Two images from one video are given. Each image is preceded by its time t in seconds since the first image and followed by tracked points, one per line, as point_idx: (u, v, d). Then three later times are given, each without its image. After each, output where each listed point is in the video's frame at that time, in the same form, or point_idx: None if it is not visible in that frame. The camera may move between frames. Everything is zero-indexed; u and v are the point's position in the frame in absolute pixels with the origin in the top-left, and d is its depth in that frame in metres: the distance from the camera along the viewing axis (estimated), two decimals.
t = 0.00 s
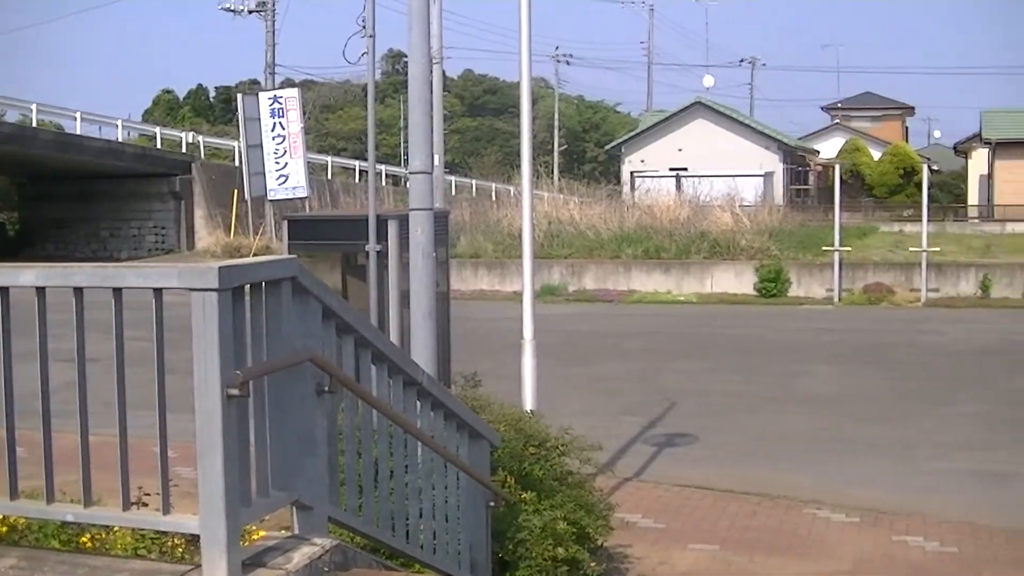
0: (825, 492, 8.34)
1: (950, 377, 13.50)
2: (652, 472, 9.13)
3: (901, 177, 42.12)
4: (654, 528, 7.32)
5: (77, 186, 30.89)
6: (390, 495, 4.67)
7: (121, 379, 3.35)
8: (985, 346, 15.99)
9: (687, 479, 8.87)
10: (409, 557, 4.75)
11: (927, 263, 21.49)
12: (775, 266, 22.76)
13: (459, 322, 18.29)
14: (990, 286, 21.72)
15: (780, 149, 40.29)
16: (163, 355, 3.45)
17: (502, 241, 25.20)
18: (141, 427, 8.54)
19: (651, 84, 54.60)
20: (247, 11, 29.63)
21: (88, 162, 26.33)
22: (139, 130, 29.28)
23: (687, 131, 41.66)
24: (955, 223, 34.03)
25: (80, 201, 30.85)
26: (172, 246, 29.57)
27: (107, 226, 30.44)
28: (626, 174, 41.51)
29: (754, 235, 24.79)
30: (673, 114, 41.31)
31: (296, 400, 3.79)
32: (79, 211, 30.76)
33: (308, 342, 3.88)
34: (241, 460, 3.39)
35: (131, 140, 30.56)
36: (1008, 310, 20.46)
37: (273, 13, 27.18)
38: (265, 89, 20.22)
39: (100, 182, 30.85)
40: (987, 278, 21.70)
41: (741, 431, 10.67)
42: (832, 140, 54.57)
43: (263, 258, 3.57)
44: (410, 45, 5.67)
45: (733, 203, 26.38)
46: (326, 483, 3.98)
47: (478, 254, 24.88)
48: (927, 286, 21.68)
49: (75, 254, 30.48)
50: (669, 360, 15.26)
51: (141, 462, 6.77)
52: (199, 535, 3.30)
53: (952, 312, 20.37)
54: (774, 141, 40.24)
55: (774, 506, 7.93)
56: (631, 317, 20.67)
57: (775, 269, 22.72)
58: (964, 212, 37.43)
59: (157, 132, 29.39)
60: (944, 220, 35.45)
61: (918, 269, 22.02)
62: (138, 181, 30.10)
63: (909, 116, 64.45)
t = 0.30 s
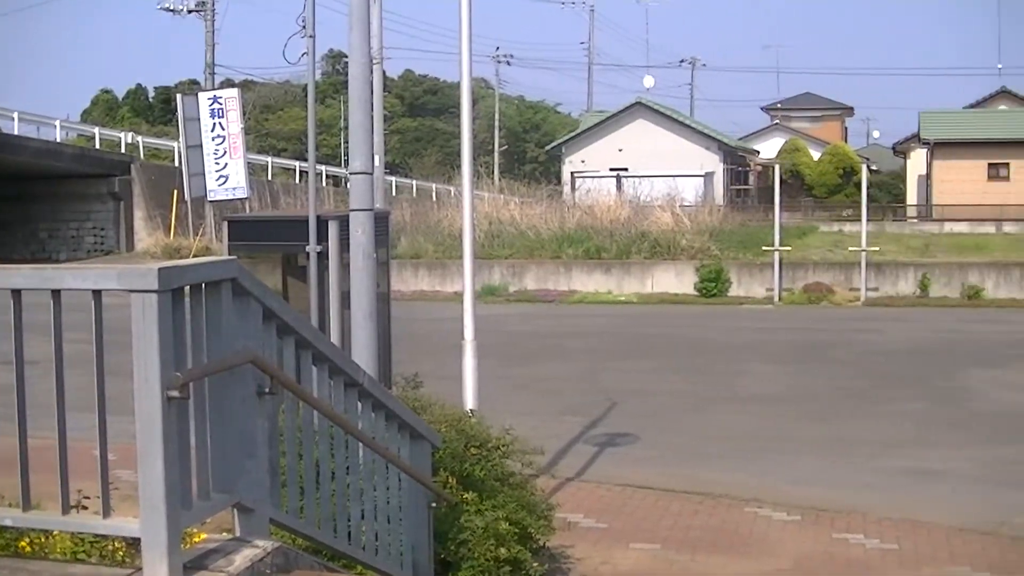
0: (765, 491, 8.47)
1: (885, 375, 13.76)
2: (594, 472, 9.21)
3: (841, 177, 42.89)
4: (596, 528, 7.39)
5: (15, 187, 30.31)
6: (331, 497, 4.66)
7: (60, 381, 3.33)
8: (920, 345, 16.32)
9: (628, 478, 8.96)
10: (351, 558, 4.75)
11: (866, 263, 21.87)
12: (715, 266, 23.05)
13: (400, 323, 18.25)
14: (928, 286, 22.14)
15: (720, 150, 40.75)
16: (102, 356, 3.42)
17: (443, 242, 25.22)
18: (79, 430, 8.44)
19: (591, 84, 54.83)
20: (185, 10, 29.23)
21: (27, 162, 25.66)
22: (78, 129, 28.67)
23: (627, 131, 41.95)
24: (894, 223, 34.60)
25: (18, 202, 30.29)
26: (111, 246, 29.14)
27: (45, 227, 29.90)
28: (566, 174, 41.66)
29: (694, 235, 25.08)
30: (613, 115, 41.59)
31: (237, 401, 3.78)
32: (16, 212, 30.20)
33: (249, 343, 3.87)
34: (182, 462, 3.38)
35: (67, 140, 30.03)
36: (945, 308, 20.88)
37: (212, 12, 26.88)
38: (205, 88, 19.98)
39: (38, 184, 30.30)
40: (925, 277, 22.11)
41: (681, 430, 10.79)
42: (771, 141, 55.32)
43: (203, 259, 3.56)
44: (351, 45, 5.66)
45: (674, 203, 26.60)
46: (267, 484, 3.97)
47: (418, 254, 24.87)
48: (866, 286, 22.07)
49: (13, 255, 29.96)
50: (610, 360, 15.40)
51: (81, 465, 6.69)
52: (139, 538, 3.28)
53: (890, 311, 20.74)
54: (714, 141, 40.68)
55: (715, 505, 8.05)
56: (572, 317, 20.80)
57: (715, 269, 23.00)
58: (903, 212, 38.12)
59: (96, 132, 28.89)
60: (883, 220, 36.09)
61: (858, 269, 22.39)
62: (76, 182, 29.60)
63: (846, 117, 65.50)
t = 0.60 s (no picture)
0: (710, 490, 8.58)
1: (828, 374, 13.97)
2: (540, 472, 9.28)
3: (786, 177, 43.44)
4: (544, 528, 7.45)
5: None
6: (278, 498, 4.65)
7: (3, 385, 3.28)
8: (863, 344, 16.59)
9: (574, 478, 9.03)
10: (298, 560, 4.75)
11: (811, 262, 22.17)
12: (661, 266, 23.26)
13: (347, 323, 18.19)
14: (872, 285, 22.47)
15: (666, 150, 41.06)
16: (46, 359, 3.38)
17: (389, 242, 25.17)
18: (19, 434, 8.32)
19: (537, 85, 54.96)
20: (127, 8, 28.82)
21: None
22: (18, 129, 28.15)
23: (573, 131, 42.11)
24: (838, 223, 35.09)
25: None
26: (55, 248, 28.64)
27: None
28: (512, 175, 41.72)
29: (639, 235, 25.27)
30: (558, 115, 41.75)
31: (183, 403, 3.77)
32: None
33: (195, 345, 3.85)
34: (127, 463, 3.36)
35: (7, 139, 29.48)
36: (889, 307, 21.22)
37: (157, 12, 26.56)
38: (149, 88, 19.71)
39: None
40: (870, 277, 22.45)
41: (627, 430, 10.89)
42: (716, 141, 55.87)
43: (148, 260, 3.54)
44: (296, 46, 5.65)
45: (620, 203, 26.75)
46: (213, 486, 3.96)
47: (364, 255, 24.82)
48: (811, 285, 22.37)
49: None
50: (557, 360, 15.47)
51: (22, 468, 6.61)
52: (84, 541, 3.25)
53: (834, 310, 21.04)
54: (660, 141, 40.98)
55: (661, 504, 8.14)
56: (519, 317, 20.87)
57: (661, 269, 23.21)
58: (847, 212, 38.68)
59: (38, 133, 28.35)
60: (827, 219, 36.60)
61: (803, 268, 22.68)
62: (17, 182, 29.08)
63: (790, 118, 66.33)
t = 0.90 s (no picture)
0: (657, 490, 8.66)
1: (774, 374, 14.14)
2: (487, 472, 9.31)
3: (731, 177, 43.91)
4: (491, 528, 7.49)
5: None
6: (224, 500, 4.63)
7: None
8: (809, 344, 16.79)
9: (521, 478, 9.08)
10: (246, 563, 4.73)
11: (756, 262, 22.41)
12: (608, 266, 23.40)
13: (293, 324, 18.08)
14: (818, 284, 22.73)
15: (612, 150, 41.27)
16: None
17: (334, 243, 25.05)
18: None
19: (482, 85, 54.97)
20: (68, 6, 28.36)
21: None
22: None
23: (519, 131, 42.20)
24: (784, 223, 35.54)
25: None
26: None
27: None
28: (458, 175, 41.70)
29: (586, 235, 25.39)
30: (504, 116, 41.84)
31: (128, 406, 3.75)
32: None
33: (140, 347, 3.83)
34: (71, 466, 3.33)
35: None
36: (833, 306, 21.48)
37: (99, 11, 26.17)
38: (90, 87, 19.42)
39: None
40: (815, 276, 22.71)
41: (574, 429, 10.96)
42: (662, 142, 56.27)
43: (92, 261, 3.53)
44: (241, 45, 5.63)
45: (566, 204, 26.84)
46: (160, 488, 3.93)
47: (310, 255, 24.71)
48: (757, 285, 22.61)
49: None
50: (504, 360, 15.51)
51: None
52: (28, 545, 3.22)
53: (780, 310, 21.28)
54: (605, 142, 41.19)
55: (608, 504, 8.22)
56: (466, 317, 20.89)
57: (607, 269, 23.34)
58: (793, 211, 39.18)
59: None
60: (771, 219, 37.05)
61: (749, 267, 22.93)
62: None
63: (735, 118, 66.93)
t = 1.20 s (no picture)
0: (606, 489, 8.73)
1: (723, 373, 14.29)
2: (436, 472, 9.35)
3: (679, 178, 44.29)
4: (441, 529, 7.52)
5: None
6: (173, 503, 4.61)
7: None
8: (757, 343, 16.98)
9: (469, 479, 9.12)
10: (195, 566, 4.72)
11: (704, 262, 22.62)
12: (556, 267, 23.48)
13: (241, 325, 17.96)
14: (765, 284, 22.95)
15: (560, 150, 41.43)
16: None
17: (282, 244, 24.90)
18: None
19: (431, 85, 54.90)
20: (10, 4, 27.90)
21: None
22: None
23: (467, 132, 42.25)
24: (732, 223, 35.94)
25: None
26: None
27: None
28: (407, 176, 41.60)
29: (534, 235, 25.49)
30: (453, 116, 41.85)
31: (74, 409, 3.73)
32: None
33: (86, 349, 3.81)
34: (16, 472, 3.31)
35: None
36: (780, 306, 21.72)
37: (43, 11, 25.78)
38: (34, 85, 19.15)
39: None
40: (763, 276, 22.94)
41: (524, 430, 11.01)
42: (610, 142, 56.53)
43: (38, 263, 3.51)
44: (189, 44, 5.61)
45: (515, 204, 26.99)
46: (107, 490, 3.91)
47: (258, 256, 24.58)
48: (705, 285, 22.82)
49: None
50: (452, 360, 15.54)
51: None
52: None
53: (728, 310, 21.49)
54: (554, 142, 41.34)
55: (557, 504, 8.28)
56: (415, 318, 20.89)
57: (555, 269, 23.44)
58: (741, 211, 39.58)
59: None
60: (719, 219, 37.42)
61: (697, 267, 23.14)
62: None
63: (683, 119, 67.38)
